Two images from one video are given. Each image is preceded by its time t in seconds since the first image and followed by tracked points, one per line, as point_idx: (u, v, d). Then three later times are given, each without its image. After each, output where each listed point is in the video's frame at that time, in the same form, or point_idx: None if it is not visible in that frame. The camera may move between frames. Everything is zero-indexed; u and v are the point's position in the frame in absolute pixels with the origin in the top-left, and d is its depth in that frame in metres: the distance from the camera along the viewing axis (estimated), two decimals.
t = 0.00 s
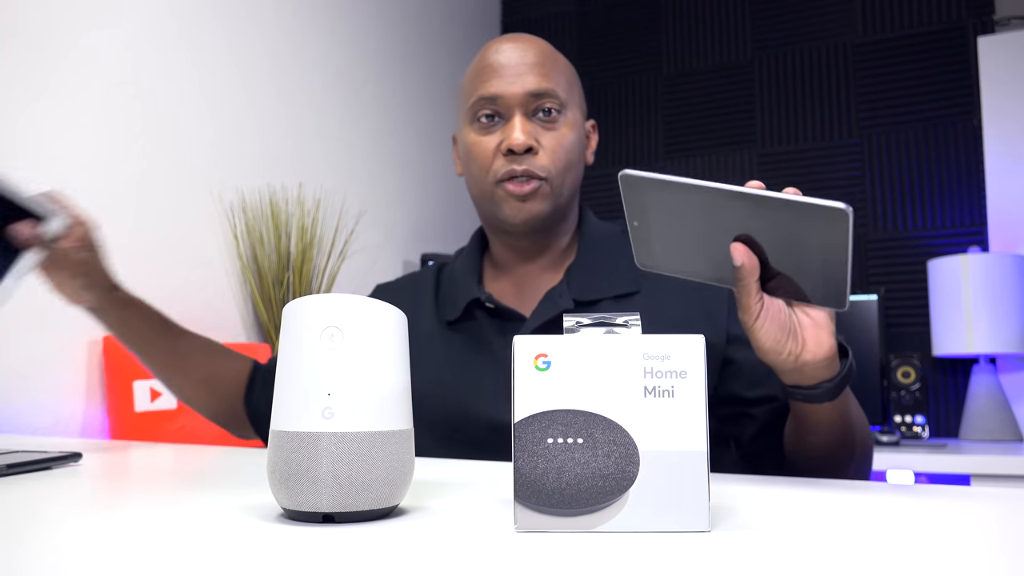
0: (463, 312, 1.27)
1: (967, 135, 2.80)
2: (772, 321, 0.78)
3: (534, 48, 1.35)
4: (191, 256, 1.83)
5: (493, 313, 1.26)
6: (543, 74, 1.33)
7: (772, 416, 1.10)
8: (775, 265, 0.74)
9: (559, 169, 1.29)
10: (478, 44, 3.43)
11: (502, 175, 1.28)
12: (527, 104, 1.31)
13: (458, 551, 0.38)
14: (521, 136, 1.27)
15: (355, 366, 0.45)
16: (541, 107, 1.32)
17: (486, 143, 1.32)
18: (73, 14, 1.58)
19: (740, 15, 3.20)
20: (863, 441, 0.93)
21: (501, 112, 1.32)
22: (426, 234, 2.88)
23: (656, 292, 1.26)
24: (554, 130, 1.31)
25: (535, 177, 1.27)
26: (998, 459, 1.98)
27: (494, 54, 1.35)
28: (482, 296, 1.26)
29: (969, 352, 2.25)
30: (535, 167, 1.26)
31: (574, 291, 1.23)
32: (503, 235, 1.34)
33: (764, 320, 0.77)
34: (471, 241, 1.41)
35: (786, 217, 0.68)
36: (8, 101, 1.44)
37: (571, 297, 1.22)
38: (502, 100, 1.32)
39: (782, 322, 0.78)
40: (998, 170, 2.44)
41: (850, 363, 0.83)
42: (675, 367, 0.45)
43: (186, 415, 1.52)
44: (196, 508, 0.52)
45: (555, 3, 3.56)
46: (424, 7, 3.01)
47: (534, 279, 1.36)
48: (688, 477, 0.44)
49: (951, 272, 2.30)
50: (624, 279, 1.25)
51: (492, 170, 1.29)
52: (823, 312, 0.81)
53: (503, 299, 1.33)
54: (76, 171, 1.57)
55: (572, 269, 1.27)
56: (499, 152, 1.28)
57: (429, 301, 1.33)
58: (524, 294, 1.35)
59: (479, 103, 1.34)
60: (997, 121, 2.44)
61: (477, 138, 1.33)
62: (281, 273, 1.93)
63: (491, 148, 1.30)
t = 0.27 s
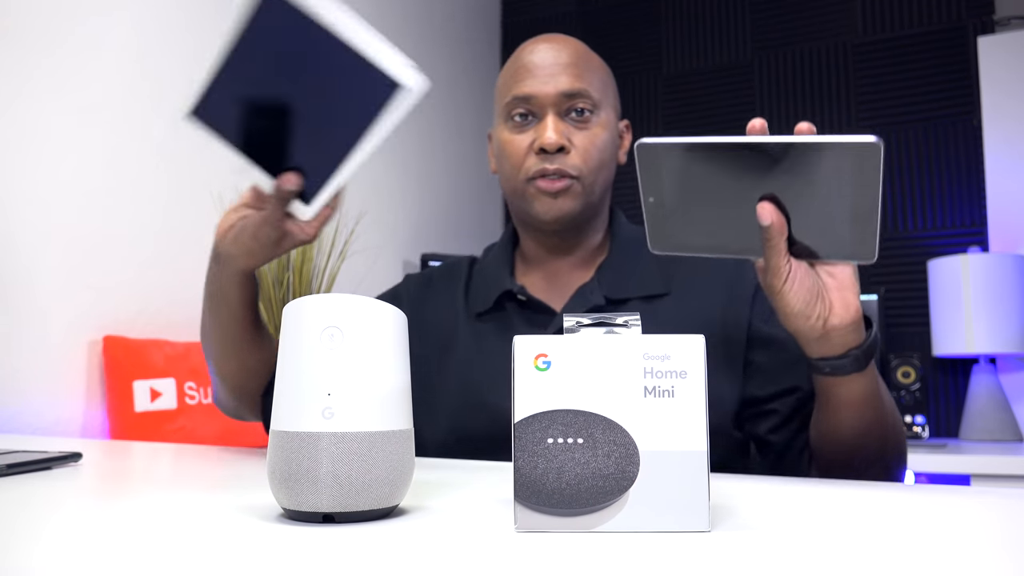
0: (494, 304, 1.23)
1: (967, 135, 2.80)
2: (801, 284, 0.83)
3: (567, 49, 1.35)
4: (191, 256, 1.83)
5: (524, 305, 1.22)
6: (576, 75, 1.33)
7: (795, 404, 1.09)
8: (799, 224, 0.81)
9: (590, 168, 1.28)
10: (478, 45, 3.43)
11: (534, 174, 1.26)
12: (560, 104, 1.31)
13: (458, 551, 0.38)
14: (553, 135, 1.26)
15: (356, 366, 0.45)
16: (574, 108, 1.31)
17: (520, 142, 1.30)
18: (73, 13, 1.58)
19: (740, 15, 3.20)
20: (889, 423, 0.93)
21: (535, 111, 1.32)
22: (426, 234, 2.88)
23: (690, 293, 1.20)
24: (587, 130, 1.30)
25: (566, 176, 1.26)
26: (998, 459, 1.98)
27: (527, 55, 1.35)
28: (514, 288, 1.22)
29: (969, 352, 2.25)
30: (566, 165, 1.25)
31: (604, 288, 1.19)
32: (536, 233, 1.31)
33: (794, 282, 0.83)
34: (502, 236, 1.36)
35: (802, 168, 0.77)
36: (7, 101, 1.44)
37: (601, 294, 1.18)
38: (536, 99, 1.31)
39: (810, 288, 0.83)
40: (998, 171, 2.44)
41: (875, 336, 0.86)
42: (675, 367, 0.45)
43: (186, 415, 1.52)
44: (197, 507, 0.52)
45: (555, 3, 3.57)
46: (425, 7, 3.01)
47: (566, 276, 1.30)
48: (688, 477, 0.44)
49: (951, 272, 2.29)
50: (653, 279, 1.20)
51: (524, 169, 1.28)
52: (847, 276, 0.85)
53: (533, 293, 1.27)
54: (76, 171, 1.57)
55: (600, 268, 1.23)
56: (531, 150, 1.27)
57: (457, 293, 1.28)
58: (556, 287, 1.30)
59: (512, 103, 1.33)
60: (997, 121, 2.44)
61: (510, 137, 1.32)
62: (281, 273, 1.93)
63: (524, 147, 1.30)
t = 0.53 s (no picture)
0: (521, 300, 1.21)
1: (967, 135, 2.80)
2: (844, 262, 0.86)
3: (609, 48, 1.32)
4: (191, 255, 1.83)
5: (553, 301, 1.21)
6: (616, 73, 1.29)
7: (827, 408, 1.11)
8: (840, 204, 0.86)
9: (627, 169, 1.25)
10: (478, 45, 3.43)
11: (569, 172, 1.24)
12: (599, 103, 1.28)
13: (457, 551, 0.38)
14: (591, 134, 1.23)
15: (356, 366, 0.45)
16: (613, 107, 1.28)
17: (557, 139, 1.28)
18: (73, 13, 1.58)
19: (740, 15, 3.20)
20: (918, 409, 0.93)
21: (573, 109, 1.29)
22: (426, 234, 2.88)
23: (722, 297, 1.17)
24: (625, 130, 1.27)
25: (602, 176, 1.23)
26: (998, 459, 1.98)
27: (567, 52, 1.32)
28: (543, 284, 1.20)
29: (969, 352, 2.25)
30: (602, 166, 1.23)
31: (636, 288, 1.16)
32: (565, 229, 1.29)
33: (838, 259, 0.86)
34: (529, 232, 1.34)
35: (837, 141, 0.83)
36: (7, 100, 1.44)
37: (634, 294, 1.16)
38: (575, 97, 1.28)
39: (852, 267, 0.86)
40: (998, 171, 2.44)
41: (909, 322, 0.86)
42: (675, 367, 0.45)
43: (186, 415, 1.52)
44: (198, 508, 0.52)
45: (555, 2, 3.57)
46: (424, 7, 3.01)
47: (593, 273, 1.29)
48: (688, 478, 0.44)
49: (951, 272, 2.29)
50: (685, 279, 1.17)
51: (558, 167, 1.25)
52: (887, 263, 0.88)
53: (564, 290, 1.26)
54: (77, 170, 1.57)
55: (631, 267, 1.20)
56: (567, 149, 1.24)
57: (482, 289, 1.26)
58: (582, 285, 1.28)
59: (549, 100, 1.30)
60: (997, 121, 2.44)
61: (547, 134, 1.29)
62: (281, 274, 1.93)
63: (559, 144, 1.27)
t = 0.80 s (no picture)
0: (534, 299, 1.21)
1: (967, 135, 2.80)
2: (867, 276, 0.84)
3: (627, 46, 1.32)
4: (190, 255, 1.83)
5: (566, 300, 1.21)
6: (634, 71, 1.29)
7: (839, 417, 1.11)
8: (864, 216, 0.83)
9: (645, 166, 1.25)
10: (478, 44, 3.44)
11: (586, 169, 1.24)
12: (618, 100, 1.28)
13: (457, 551, 0.38)
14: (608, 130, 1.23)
15: (356, 366, 0.45)
16: (630, 104, 1.28)
17: (574, 136, 1.27)
18: (73, 12, 1.58)
19: (740, 15, 3.21)
20: (931, 421, 0.93)
21: (591, 107, 1.29)
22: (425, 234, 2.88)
23: (737, 302, 1.17)
24: (643, 127, 1.27)
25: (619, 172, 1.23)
26: (998, 459, 1.98)
27: (585, 50, 1.32)
28: (557, 283, 1.20)
29: (969, 352, 2.25)
30: (619, 162, 1.22)
31: (651, 290, 1.16)
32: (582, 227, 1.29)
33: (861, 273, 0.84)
34: (546, 229, 1.34)
35: (858, 149, 0.82)
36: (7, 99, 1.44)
37: (648, 296, 1.16)
38: (593, 94, 1.28)
39: (875, 280, 0.85)
40: (998, 170, 2.44)
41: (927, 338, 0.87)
42: (676, 367, 0.45)
43: (186, 415, 1.52)
44: (199, 507, 0.52)
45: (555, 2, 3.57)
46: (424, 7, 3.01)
47: (607, 270, 1.29)
48: (688, 478, 0.44)
49: (951, 273, 2.28)
50: (698, 282, 1.17)
51: (576, 164, 1.25)
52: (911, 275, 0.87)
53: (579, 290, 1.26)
54: (77, 170, 1.57)
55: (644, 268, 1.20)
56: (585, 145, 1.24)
57: (493, 288, 1.27)
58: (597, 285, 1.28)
59: (567, 97, 1.31)
60: (997, 121, 2.44)
61: (565, 131, 1.29)
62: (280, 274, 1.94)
63: (578, 141, 1.27)
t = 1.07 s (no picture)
0: (532, 300, 1.21)
1: (968, 135, 2.80)
2: (851, 271, 0.85)
3: (616, 46, 1.32)
4: (190, 255, 1.83)
5: (563, 301, 1.20)
6: (623, 69, 1.29)
7: (832, 413, 1.10)
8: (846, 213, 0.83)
9: (636, 165, 1.25)
10: (478, 45, 3.44)
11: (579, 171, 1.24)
12: (608, 100, 1.28)
13: (457, 551, 0.38)
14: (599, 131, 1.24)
15: (355, 366, 0.45)
16: (621, 103, 1.28)
17: (566, 139, 1.28)
18: (74, 12, 1.58)
19: (740, 15, 3.21)
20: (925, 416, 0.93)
21: (582, 108, 1.29)
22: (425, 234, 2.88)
23: (732, 302, 1.17)
24: (634, 126, 1.27)
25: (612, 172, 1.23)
26: (998, 459, 1.98)
27: (575, 51, 1.32)
28: (554, 284, 1.19)
29: (969, 352, 2.25)
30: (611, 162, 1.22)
31: (647, 290, 1.16)
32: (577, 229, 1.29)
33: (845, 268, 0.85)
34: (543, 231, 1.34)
35: (832, 146, 0.81)
36: (8, 100, 1.45)
37: (644, 296, 1.16)
38: (584, 96, 1.28)
39: (859, 274, 0.85)
40: (998, 170, 2.44)
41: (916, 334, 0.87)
42: (675, 367, 0.45)
43: (186, 415, 1.52)
44: (199, 507, 0.52)
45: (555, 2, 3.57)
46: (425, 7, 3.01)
47: (604, 273, 1.29)
48: (688, 478, 0.44)
49: (951, 273, 2.29)
50: (694, 282, 1.17)
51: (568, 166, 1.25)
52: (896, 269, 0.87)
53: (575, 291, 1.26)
54: (77, 170, 1.58)
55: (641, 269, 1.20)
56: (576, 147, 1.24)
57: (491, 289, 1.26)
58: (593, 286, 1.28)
59: (557, 99, 1.31)
60: (997, 121, 2.45)
61: (557, 134, 1.30)
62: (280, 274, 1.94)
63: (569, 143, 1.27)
